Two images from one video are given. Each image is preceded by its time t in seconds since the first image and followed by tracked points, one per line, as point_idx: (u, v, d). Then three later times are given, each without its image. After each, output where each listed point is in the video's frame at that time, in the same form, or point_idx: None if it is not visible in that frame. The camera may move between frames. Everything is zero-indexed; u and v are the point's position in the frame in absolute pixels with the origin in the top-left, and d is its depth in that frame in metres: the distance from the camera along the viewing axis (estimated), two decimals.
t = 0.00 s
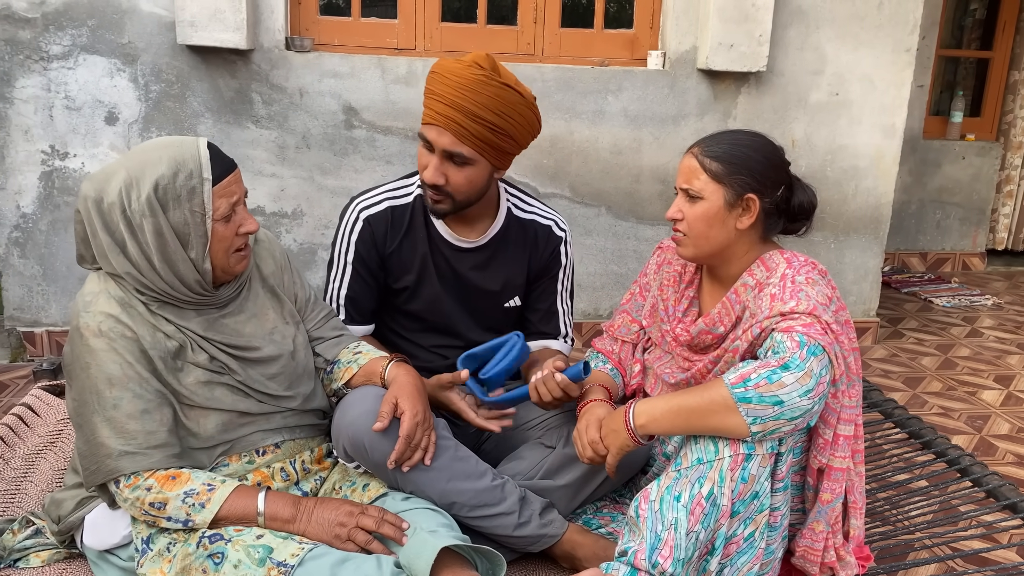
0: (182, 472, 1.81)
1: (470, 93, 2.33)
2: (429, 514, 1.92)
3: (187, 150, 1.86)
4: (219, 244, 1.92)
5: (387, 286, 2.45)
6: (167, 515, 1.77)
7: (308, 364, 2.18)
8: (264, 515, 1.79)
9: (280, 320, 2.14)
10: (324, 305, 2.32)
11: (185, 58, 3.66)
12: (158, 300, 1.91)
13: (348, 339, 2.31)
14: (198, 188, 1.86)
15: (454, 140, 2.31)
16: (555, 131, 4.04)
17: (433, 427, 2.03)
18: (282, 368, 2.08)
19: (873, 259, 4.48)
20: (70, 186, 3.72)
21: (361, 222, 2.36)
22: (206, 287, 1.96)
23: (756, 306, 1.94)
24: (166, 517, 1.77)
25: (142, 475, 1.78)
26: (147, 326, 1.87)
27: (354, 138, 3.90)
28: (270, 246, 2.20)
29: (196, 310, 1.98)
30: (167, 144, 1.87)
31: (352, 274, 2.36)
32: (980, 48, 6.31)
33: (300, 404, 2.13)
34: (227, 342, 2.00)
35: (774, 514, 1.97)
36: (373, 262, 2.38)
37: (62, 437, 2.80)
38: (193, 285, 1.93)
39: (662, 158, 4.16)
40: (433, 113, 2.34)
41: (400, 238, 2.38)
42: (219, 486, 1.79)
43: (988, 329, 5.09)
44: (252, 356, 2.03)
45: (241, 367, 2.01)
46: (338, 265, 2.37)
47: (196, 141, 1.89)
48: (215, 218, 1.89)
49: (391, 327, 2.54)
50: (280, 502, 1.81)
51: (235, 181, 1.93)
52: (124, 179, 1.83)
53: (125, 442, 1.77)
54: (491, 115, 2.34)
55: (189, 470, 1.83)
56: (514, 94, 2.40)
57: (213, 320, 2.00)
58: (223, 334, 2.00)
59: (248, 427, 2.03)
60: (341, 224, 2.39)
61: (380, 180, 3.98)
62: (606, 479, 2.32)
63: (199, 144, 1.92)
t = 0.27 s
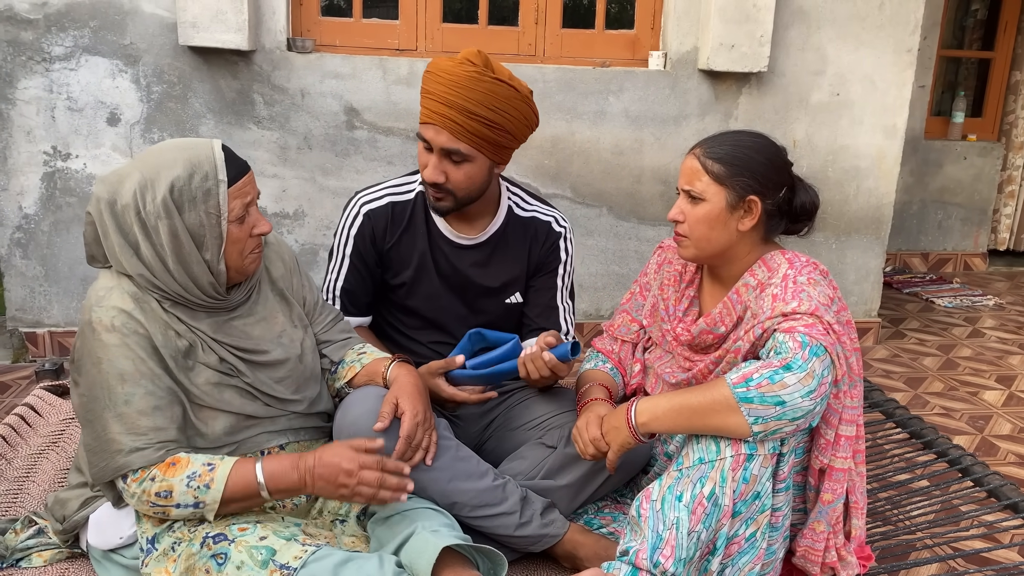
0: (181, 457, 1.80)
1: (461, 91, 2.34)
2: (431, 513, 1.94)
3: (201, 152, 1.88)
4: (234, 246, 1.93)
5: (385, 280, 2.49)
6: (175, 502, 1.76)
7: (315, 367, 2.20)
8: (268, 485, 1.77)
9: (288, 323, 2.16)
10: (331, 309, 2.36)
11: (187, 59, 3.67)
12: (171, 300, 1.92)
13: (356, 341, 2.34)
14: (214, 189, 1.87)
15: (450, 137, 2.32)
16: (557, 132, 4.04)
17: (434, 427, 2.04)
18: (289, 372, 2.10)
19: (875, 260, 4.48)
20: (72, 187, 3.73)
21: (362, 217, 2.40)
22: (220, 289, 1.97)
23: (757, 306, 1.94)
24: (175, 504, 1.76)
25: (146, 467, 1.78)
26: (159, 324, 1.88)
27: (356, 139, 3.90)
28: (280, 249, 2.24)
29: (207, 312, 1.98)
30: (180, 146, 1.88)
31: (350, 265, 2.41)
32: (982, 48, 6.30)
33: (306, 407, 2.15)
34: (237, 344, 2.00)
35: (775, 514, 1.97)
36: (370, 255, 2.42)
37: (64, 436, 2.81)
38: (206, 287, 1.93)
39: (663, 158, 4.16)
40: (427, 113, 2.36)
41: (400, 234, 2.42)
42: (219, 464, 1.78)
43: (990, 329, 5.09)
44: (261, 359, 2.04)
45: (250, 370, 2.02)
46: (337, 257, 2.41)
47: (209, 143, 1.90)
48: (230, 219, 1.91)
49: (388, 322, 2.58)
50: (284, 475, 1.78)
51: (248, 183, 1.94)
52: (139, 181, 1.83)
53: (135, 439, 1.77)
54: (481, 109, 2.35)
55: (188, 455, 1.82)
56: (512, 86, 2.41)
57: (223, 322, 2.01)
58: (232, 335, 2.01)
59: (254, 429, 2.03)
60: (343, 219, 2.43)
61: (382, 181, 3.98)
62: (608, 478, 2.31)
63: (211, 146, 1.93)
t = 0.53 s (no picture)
0: (208, 425, 1.78)
1: (474, 98, 2.31)
2: (433, 513, 1.95)
3: (216, 155, 1.89)
4: (246, 250, 1.95)
5: (387, 280, 2.49)
6: (223, 464, 1.74)
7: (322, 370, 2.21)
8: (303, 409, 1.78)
9: (298, 326, 2.19)
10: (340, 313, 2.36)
11: (190, 60, 3.67)
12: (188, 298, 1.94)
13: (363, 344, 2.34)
14: (227, 194, 1.88)
15: (477, 146, 2.31)
16: (559, 133, 4.04)
17: (436, 428, 2.06)
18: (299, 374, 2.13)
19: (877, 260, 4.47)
20: (76, 187, 3.74)
21: (364, 217, 2.41)
22: (232, 291, 1.99)
23: (760, 307, 1.94)
24: (223, 467, 1.75)
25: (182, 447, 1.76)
26: (180, 317, 1.90)
27: (358, 140, 3.91)
28: (289, 252, 2.26)
29: (223, 313, 2.01)
30: (194, 149, 1.89)
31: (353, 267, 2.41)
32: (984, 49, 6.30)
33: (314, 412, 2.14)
34: (249, 345, 2.03)
35: (778, 514, 1.97)
36: (373, 256, 2.42)
37: (68, 436, 2.82)
38: (219, 289, 1.96)
39: (665, 159, 4.16)
40: (444, 126, 2.31)
41: (402, 234, 2.43)
42: (247, 412, 1.76)
43: (992, 330, 5.09)
44: (273, 362, 2.07)
45: (263, 370, 2.05)
46: (339, 259, 2.42)
47: (224, 146, 1.91)
48: (242, 224, 1.92)
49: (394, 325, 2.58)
50: (308, 390, 1.78)
51: (261, 187, 1.95)
52: (152, 184, 1.85)
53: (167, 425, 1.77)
54: (500, 109, 2.34)
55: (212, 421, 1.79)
56: (513, 81, 2.40)
57: (236, 323, 2.04)
58: (246, 336, 2.04)
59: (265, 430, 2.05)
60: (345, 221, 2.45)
61: (384, 182, 3.99)
62: (609, 480, 2.30)
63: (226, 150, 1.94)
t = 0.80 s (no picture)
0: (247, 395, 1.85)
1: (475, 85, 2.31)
2: (436, 513, 1.95)
3: (226, 160, 1.90)
4: (251, 255, 1.96)
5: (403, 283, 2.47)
6: (277, 427, 1.82)
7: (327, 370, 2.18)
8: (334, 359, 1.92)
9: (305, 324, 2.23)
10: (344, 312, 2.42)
11: (193, 60, 3.68)
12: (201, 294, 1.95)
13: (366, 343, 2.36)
14: (235, 199, 1.89)
15: (478, 133, 2.31)
16: (562, 134, 4.04)
17: (439, 428, 2.05)
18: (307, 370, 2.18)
19: (880, 261, 4.46)
20: (79, 188, 3.74)
21: (374, 220, 2.40)
22: (238, 294, 2.01)
23: (763, 307, 1.94)
24: (277, 430, 1.82)
25: (233, 420, 1.80)
26: (201, 306, 1.93)
27: (361, 140, 3.91)
28: (294, 253, 2.31)
29: (236, 310, 2.03)
30: (204, 152, 1.90)
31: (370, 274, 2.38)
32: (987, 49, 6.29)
33: (321, 410, 2.12)
34: (261, 341, 2.07)
35: (781, 514, 1.97)
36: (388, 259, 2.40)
37: (71, 436, 2.82)
38: (225, 291, 1.97)
39: (668, 160, 4.16)
40: (444, 117, 2.31)
41: (414, 234, 2.42)
42: (283, 374, 1.86)
43: (996, 331, 5.07)
44: (282, 358, 2.10)
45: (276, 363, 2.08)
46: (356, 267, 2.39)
47: (233, 150, 1.92)
48: (249, 229, 1.93)
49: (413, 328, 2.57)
50: (335, 341, 1.92)
51: (269, 193, 1.96)
52: (159, 186, 1.85)
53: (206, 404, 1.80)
54: (500, 95, 2.35)
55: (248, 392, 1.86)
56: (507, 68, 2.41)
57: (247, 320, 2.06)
58: (257, 332, 2.07)
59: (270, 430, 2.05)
60: (354, 227, 2.42)
61: (387, 182, 3.99)
62: (612, 480, 2.29)
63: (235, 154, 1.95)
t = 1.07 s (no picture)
0: (246, 398, 1.84)
1: (482, 76, 2.33)
2: (437, 515, 1.95)
3: (232, 163, 1.90)
4: (256, 257, 1.96)
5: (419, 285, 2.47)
6: (278, 431, 1.81)
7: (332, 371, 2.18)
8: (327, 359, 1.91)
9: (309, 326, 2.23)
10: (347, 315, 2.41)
11: (196, 62, 3.68)
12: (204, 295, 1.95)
13: (368, 344, 2.39)
14: (240, 202, 1.90)
15: (488, 123, 2.34)
16: (565, 135, 4.04)
17: (441, 428, 2.06)
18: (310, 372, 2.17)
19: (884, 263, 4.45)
20: (82, 189, 3.75)
21: (387, 224, 2.38)
22: (241, 295, 2.00)
23: (768, 309, 1.94)
24: (278, 433, 1.82)
25: (233, 424, 1.79)
26: (202, 310, 1.93)
27: (364, 142, 3.91)
28: (298, 254, 2.32)
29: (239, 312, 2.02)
30: (211, 155, 1.91)
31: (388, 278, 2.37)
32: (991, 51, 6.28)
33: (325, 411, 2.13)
34: (265, 343, 2.07)
35: (783, 517, 1.96)
36: (404, 263, 2.39)
37: (74, 437, 2.83)
38: (229, 293, 1.97)
39: (671, 161, 4.15)
40: (452, 111, 2.32)
41: (426, 234, 2.41)
42: (280, 378, 1.85)
43: (999, 333, 5.06)
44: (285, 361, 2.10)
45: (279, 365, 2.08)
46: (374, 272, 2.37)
47: (240, 153, 1.93)
48: (255, 231, 1.93)
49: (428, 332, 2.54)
50: (328, 342, 1.92)
51: (275, 196, 1.96)
52: (166, 188, 1.86)
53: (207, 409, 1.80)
54: (505, 84, 2.38)
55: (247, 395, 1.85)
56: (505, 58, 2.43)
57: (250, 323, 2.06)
58: (261, 334, 2.07)
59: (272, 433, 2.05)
60: (366, 232, 2.39)
61: (390, 184, 3.99)
62: (613, 482, 2.29)
63: (242, 157, 1.96)
